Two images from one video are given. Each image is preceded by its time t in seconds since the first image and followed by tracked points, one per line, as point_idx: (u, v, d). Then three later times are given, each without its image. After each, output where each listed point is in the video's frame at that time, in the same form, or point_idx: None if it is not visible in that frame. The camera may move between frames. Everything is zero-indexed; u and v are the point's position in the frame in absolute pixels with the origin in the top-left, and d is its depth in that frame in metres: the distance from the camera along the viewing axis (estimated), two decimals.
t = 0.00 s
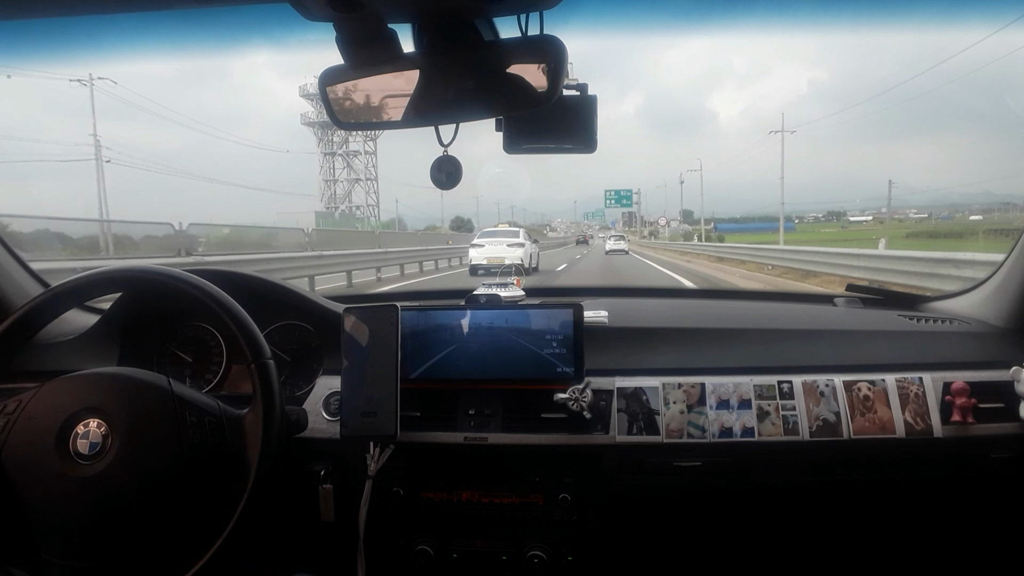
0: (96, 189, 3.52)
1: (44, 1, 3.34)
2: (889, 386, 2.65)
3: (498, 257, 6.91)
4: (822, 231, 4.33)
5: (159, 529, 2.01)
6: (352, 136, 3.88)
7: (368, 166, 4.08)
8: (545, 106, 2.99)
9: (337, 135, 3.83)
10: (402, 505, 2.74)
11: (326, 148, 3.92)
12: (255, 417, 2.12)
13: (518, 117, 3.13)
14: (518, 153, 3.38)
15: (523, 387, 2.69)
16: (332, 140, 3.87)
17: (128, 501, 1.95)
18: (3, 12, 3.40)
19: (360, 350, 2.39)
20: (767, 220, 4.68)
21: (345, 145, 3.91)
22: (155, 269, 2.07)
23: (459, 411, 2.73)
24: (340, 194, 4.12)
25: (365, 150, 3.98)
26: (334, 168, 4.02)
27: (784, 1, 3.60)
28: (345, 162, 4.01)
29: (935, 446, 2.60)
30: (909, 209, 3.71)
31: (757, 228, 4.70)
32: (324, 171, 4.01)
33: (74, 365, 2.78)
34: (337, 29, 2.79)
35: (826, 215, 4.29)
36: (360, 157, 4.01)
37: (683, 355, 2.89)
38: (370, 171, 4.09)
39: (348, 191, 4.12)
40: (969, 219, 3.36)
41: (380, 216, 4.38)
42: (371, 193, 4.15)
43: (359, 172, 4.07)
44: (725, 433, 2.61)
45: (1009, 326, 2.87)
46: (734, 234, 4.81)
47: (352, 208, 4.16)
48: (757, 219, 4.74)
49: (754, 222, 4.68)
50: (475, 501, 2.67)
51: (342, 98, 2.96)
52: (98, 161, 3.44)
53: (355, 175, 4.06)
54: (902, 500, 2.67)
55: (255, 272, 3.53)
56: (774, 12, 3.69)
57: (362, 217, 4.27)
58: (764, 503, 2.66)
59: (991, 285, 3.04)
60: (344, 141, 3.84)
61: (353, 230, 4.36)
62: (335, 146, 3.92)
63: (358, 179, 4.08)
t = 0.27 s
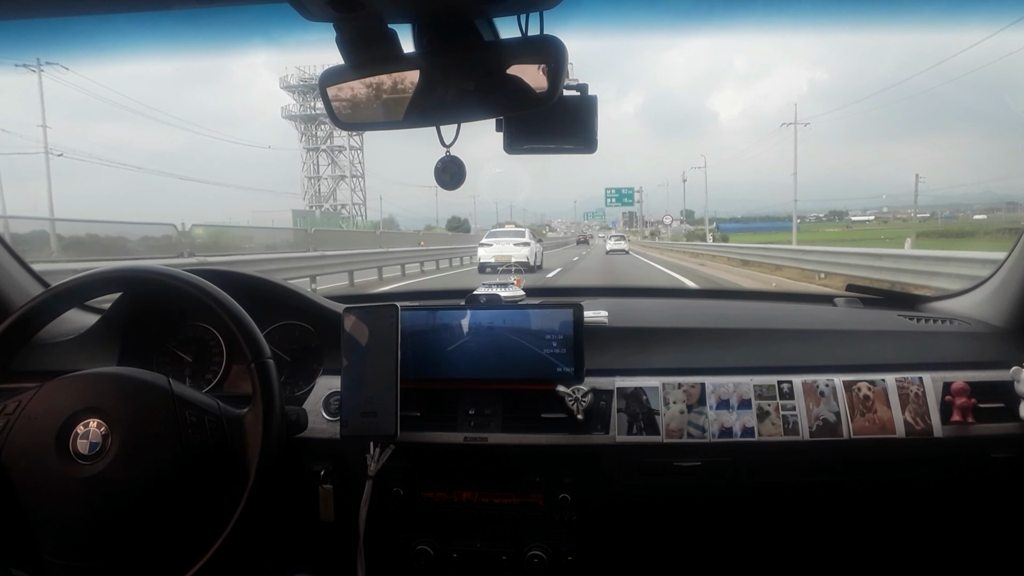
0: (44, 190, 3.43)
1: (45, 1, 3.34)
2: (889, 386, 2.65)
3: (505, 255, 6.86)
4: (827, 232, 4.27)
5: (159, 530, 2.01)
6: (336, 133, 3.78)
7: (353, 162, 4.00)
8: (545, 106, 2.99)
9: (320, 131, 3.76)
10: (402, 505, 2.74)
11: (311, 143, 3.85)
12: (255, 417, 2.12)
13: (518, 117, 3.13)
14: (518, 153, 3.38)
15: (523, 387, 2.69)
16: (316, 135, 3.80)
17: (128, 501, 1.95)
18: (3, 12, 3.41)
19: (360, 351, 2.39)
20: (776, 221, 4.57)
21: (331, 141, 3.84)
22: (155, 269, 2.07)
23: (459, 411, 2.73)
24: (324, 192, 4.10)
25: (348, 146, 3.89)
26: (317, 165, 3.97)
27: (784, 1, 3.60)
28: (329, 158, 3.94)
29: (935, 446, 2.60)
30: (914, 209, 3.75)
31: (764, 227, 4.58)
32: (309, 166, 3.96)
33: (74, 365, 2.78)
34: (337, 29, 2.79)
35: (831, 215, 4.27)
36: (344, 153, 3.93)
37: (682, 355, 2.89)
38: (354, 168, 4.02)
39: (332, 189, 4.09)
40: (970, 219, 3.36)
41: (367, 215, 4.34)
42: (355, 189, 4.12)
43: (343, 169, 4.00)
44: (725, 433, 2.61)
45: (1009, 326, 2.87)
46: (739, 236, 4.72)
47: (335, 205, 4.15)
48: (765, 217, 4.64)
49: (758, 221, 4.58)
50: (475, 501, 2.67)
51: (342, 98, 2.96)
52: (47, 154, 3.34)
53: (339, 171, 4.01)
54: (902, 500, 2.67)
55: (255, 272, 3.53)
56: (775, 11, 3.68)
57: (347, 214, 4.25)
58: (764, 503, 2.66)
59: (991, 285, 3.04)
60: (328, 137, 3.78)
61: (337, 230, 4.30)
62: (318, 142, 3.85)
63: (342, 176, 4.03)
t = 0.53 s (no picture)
0: None
1: (46, 1, 3.34)
2: (889, 386, 2.65)
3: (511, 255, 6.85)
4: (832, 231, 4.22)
5: (159, 530, 2.01)
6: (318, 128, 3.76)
7: (337, 159, 3.97)
8: (545, 106, 2.99)
9: (302, 124, 3.77)
10: (402, 505, 2.74)
11: (292, 137, 3.86)
12: (255, 417, 2.12)
13: (518, 117, 3.13)
14: (519, 153, 3.38)
15: (523, 387, 2.69)
16: (299, 129, 3.81)
17: (128, 501, 1.95)
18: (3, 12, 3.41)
19: (360, 351, 2.39)
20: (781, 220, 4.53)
21: (312, 137, 3.81)
22: (156, 269, 2.08)
23: (459, 411, 2.73)
24: (307, 189, 4.11)
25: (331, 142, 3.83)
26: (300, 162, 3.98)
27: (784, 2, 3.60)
28: (312, 155, 3.93)
29: (935, 446, 2.61)
30: (912, 209, 3.71)
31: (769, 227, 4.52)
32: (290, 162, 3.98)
33: (75, 365, 2.79)
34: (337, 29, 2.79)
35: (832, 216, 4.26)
36: (327, 149, 3.88)
37: (682, 355, 2.89)
38: (337, 165, 4.00)
39: (315, 186, 4.10)
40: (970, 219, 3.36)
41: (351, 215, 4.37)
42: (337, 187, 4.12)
43: (325, 166, 3.98)
44: (725, 433, 2.61)
45: (1009, 327, 2.87)
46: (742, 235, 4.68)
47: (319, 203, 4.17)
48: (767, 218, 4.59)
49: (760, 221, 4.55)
50: (475, 501, 2.67)
51: (342, 98, 2.96)
52: None
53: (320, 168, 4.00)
54: (902, 500, 2.67)
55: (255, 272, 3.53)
56: (775, 11, 3.69)
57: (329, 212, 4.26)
58: (764, 503, 2.67)
59: (991, 285, 3.04)
60: (309, 131, 3.78)
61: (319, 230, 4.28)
62: (301, 137, 3.84)
63: (324, 172, 4.03)
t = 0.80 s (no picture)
0: None
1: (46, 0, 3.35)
2: (889, 386, 2.65)
3: (517, 253, 6.83)
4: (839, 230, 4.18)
5: (159, 530, 2.01)
6: (297, 116, 3.57)
7: (317, 151, 3.73)
8: (545, 106, 2.99)
9: (280, 113, 3.58)
10: (402, 505, 2.74)
11: (270, 128, 3.66)
12: (255, 417, 2.12)
13: (518, 117, 3.13)
14: (519, 153, 3.37)
15: (523, 387, 2.69)
16: (277, 119, 3.62)
17: (128, 501, 1.95)
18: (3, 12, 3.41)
19: (360, 351, 2.39)
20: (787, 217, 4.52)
21: (292, 126, 3.62)
22: (156, 269, 2.08)
23: (459, 411, 2.73)
24: (287, 183, 3.90)
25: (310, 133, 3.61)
26: (278, 154, 3.76)
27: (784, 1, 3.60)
28: (291, 147, 3.72)
29: (935, 446, 2.61)
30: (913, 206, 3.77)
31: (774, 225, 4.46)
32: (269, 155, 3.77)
33: (75, 364, 2.79)
34: (337, 29, 2.79)
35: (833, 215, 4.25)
36: (306, 140, 3.66)
37: (682, 355, 2.89)
38: (318, 157, 3.77)
39: (294, 180, 3.88)
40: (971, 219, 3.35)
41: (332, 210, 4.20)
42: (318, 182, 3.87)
43: (305, 158, 3.75)
44: (725, 433, 2.61)
45: (1010, 326, 2.87)
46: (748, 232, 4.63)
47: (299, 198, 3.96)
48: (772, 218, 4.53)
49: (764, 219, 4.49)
50: (475, 501, 2.67)
51: (342, 98, 2.97)
52: None
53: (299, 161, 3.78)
54: (902, 500, 2.67)
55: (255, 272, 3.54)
56: (775, 11, 3.69)
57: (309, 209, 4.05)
58: (764, 503, 2.67)
59: (991, 285, 3.04)
60: (288, 120, 3.59)
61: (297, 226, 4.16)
62: (279, 127, 3.66)
63: (303, 165, 3.79)
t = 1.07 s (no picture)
0: None
1: (46, 1, 3.34)
2: (889, 386, 2.65)
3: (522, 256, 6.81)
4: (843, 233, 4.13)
5: (159, 530, 2.01)
6: (274, 111, 3.55)
7: (295, 148, 3.74)
8: (545, 106, 2.99)
9: (256, 108, 3.57)
10: (402, 505, 2.74)
11: (245, 124, 3.62)
12: (255, 417, 2.11)
13: (518, 117, 3.14)
14: (519, 153, 3.38)
15: (523, 387, 2.69)
16: (252, 114, 3.60)
17: (128, 501, 1.95)
18: (2, 13, 3.41)
19: (360, 351, 2.39)
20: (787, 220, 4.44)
21: (269, 121, 3.60)
22: (156, 269, 2.08)
23: (459, 411, 2.73)
24: (263, 183, 3.81)
25: (290, 128, 3.65)
26: (253, 152, 3.71)
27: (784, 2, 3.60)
28: (267, 144, 3.68)
29: (936, 446, 2.60)
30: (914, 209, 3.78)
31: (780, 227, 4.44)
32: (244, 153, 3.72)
33: (75, 365, 2.78)
34: (338, 29, 2.79)
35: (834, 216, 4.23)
36: (283, 136, 3.66)
37: (682, 355, 2.89)
38: (295, 154, 3.75)
39: (271, 180, 3.80)
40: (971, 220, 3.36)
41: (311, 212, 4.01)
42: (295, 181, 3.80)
43: (281, 155, 3.71)
44: (725, 433, 2.61)
45: (1010, 327, 2.87)
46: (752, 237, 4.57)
47: (276, 198, 3.85)
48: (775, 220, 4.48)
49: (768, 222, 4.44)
50: (475, 501, 2.67)
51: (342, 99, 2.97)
52: None
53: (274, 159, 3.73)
54: (902, 500, 2.67)
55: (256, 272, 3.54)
56: (775, 11, 3.69)
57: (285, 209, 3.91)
58: (764, 503, 2.66)
59: (991, 285, 3.04)
60: (265, 114, 3.57)
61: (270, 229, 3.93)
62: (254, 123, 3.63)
63: (279, 164, 3.74)
